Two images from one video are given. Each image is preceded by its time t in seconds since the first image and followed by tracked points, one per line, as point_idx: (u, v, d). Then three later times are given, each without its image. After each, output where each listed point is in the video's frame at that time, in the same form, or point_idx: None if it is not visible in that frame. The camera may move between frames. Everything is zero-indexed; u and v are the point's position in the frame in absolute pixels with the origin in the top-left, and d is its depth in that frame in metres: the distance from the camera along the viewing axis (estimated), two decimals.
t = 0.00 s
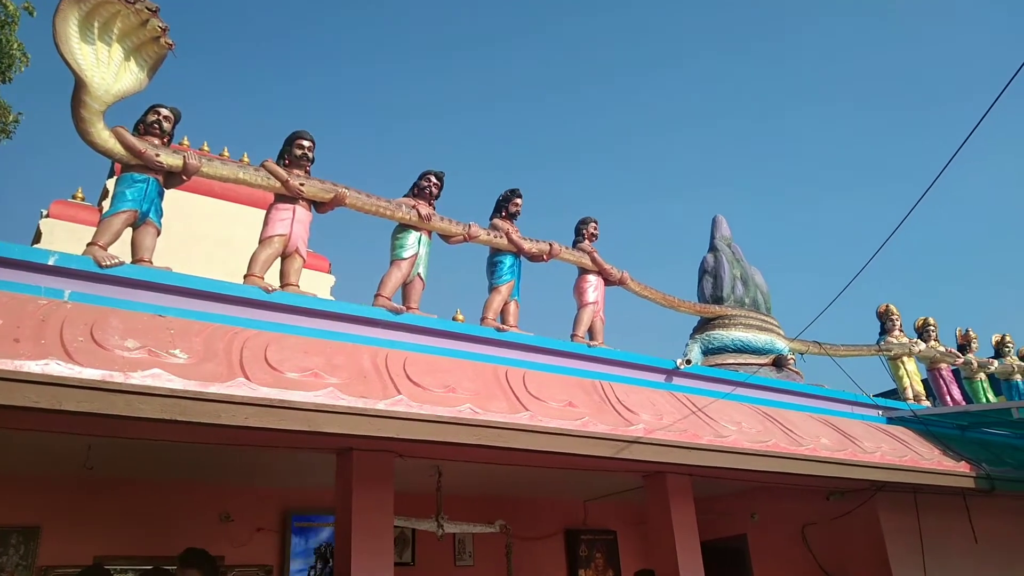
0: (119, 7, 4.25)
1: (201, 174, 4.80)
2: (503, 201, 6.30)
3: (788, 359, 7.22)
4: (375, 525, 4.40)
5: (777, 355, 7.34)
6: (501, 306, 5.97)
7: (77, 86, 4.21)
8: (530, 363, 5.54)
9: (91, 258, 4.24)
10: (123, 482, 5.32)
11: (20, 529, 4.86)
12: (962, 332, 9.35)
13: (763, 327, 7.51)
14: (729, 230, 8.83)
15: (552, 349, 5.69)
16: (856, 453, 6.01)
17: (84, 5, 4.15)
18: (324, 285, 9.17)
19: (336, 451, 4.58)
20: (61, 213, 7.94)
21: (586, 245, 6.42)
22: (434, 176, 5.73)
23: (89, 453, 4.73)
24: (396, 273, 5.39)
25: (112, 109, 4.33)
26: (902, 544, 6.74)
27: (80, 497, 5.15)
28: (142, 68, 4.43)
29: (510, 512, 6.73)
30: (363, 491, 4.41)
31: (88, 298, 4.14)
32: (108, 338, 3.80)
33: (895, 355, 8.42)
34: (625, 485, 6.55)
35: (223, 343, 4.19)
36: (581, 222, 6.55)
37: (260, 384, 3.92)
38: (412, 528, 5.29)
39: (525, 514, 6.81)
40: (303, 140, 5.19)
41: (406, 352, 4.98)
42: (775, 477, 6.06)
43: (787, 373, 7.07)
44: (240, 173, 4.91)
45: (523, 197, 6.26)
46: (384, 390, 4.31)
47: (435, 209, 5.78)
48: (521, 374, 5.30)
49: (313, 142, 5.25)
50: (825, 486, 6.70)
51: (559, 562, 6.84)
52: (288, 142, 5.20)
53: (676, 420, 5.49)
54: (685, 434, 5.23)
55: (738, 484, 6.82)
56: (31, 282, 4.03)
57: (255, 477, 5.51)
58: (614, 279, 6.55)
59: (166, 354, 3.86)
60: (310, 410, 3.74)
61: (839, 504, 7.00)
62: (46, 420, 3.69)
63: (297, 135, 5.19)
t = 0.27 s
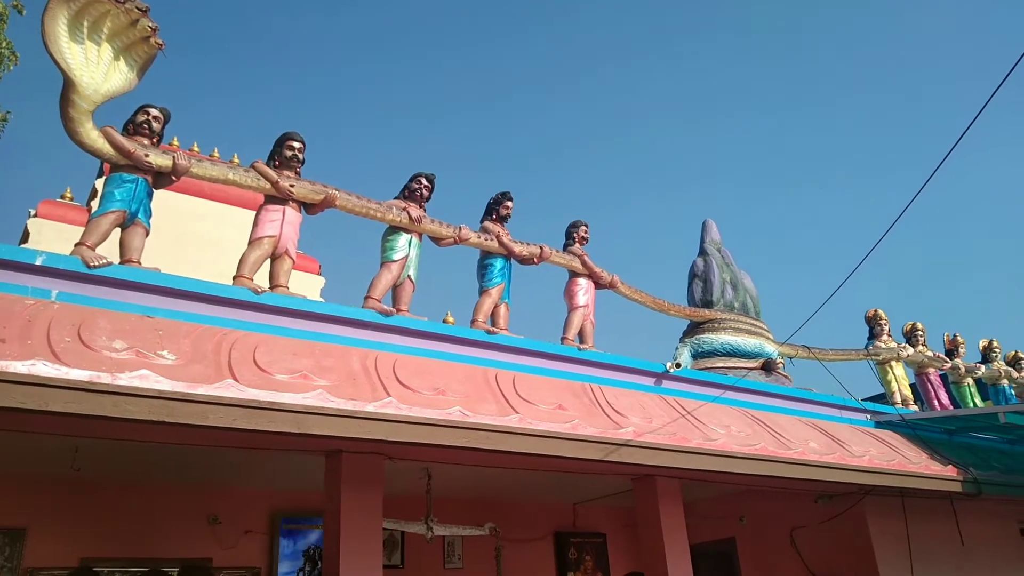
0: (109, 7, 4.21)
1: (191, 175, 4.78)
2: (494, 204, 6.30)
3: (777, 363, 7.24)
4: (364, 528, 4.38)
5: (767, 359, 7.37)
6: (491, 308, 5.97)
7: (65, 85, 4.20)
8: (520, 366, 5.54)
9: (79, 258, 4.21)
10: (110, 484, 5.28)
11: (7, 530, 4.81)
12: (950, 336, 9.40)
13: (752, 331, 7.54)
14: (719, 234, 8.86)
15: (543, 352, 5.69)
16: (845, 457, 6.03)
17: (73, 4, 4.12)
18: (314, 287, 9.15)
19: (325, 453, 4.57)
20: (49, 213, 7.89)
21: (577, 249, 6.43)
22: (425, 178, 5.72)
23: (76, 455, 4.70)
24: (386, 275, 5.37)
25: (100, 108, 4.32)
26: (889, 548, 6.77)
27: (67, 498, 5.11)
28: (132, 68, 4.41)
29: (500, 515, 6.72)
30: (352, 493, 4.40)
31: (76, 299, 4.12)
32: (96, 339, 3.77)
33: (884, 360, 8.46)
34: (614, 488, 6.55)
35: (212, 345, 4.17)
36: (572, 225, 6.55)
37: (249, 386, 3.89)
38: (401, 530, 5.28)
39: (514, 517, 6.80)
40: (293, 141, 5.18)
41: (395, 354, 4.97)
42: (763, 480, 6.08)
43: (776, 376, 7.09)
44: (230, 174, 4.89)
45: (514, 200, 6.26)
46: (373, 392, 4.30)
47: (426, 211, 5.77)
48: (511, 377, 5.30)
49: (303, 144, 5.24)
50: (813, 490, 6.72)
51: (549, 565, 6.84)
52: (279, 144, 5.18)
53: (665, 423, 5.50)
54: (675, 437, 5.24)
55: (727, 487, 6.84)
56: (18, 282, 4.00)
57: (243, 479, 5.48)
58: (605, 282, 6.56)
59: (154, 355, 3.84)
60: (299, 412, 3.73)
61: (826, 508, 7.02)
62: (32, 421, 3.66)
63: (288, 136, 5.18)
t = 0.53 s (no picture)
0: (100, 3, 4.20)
1: (181, 172, 4.76)
2: (487, 203, 6.30)
3: (768, 362, 7.26)
4: (355, 527, 4.37)
5: (758, 359, 7.39)
6: (483, 307, 5.96)
7: (54, 81, 4.14)
8: (512, 365, 5.53)
9: (68, 255, 4.19)
10: (99, 483, 5.25)
11: None
12: (940, 337, 9.45)
13: (743, 330, 7.56)
14: (711, 234, 8.88)
15: (535, 351, 5.69)
16: (835, 457, 6.05)
17: None
18: (305, 285, 9.12)
19: (316, 452, 4.56)
20: (38, 210, 7.85)
21: (569, 248, 6.43)
22: (417, 177, 5.71)
23: (65, 453, 4.67)
24: (377, 274, 5.36)
25: (90, 105, 4.28)
26: (879, 547, 6.80)
27: (55, 497, 5.08)
28: (122, 65, 4.39)
29: (491, 515, 6.72)
30: (343, 492, 4.39)
31: (65, 297, 4.09)
32: (85, 337, 3.75)
33: (874, 360, 8.49)
34: (605, 488, 6.56)
35: (202, 343, 4.15)
36: (564, 224, 6.55)
37: (239, 384, 3.87)
38: (392, 530, 5.27)
39: (506, 516, 6.80)
40: (285, 139, 5.16)
41: (387, 353, 4.96)
42: (754, 480, 6.09)
43: (767, 376, 7.11)
44: (221, 172, 4.87)
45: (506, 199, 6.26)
46: (364, 391, 4.28)
47: (418, 210, 5.76)
48: (503, 376, 5.29)
49: (295, 142, 5.22)
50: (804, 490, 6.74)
51: (540, 564, 6.84)
52: (270, 142, 5.17)
53: (657, 423, 5.50)
54: (666, 436, 5.24)
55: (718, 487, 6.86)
56: (7, 280, 3.98)
57: (232, 478, 5.46)
58: (597, 282, 6.56)
59: (144, 353, 3.82)
60: (289, 411, 3.72)
61: (817, 508, 7.05)
62: (20, 420, 3.64)
63: (279, 134, 5.16)
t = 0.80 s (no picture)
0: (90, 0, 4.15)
1: (172, 170, 4.74)
2: (479, 202, 6.29)
3: (759, 363, 7.28)
4: (345, 527, 4.36)
5: (749, 359, 7.41)
6: (474, 307, 5.96)
7: (44, 79, 4.13)
8: (504, 365, 5.53)
9: (57, 253, 4.16)
10: (88, 482, 5.22)
11: None
12: (929, 338, 9.49)
13: (734, 331, 7.58)
14: (703, 235, 8.89)
15: (526, 351, 5.69)
16: (825, 457, 6.07)
17: None
18: (296, 284, 9.10)
19: (306, 452, 4.54)
20: (28, 208, 7.82)
21: (561, 248, 6.43)
22: (409, 176, 5.70)
23: (54, 453, 4.64)
24: (369, 273, 5.35)
25: (81, 102, 4.26)
26: (869, 547, 6.83)
27: (43, 497, 5.05)
28: (113, 62, 4.36)
29: (482, 515, 6.71)
30: (334, 492, 4.38)
31: (54, 295, 4.07)
32: (74, 335, 3.73)
33: (864, 361, 8.53)
34: (597, 488, 6.56)
35: (192, 342, 4.13)
36: (556, 224, 6.55)
37: (229, 383, 3.85)
38: (383, 529, 5.26)
39: (497, 516, 6.80)
40: (276, 137, 5.15)
41: (378, 353, 4.95)
42: (745, 480, 6.11)
43: (758, 377, 7.13)
44: (212, 170, 4.85)
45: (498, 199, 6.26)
46: (355, 391, 4.27)
47: (410, 209, 5.75)
48: (494, 376, 5.29)
49: (286, 140, 5.21)
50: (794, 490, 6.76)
51: (531, 564, 6.84)
52: (261, 140, 5.15)
53: (648, 423, 5.51)
54: (657, 437, 5.25)
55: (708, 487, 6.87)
56: None
57: (222, 478, 5.44)
58: (588, 282, 6.57)
59: (133, 352, 3.80)
60: (280, 410, 3.70)
61: (808, 507, 7.06)
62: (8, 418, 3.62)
63: (271, 132, 5.14)
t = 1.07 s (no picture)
0: None
1: (170, 169, 4.74)
2: (477, 201, 6.29)
3: (757, 362, 7.29)
4: (343, 525, 4.36)
5: (747, 358, 7.41)
6: (473, 306, 5.95)
7: (41, 76, 4.12)
8: (502, 364, 5.53)
9: (55, 252, 4.15)
10: (87, 481, 5.21)
11: None
12: (928, 337, 9.49)
13: (732, 330, 7.58)
14: (701, 234, 8.89)
15: (525, 351, 5.69)
16: (823, 456, 6.07)
17: None
18: (295, 283, 9.09)
19: (305, 451, 4.54)
20: (26, 206, 7.81)
21: (560, 247, 6.43)
22: (407, 175, 5.70)
23: (52, 451, 4.64)
24: (367, 272, 5.34)
25: (78, 100, 4.24)
26: (867, 547, 6.83)
27: (41, 495, 5.04)
28: (110, 60, 4.35)
29: (480, 514, 6.71)
30: (332, 491, 4.37)
31: (52, 293, 4.06)
32: (72, 334, 3.72)
33: (863, 360, 8.53)
34: (596, 487, 6.56)
35: (190, 341, 4.12)
36: (555, 223, 6.55)
37: (227, 382, 3.85)
38: (381, 528, 5.25)
39: (495, 515, 6.81)
40: (274, 136, 5.14)
41: (376, 352, 4.94)
42: (743, 479, 6.11)
43: (756, 376, 7.13)
44: (210, 168, 4.85)
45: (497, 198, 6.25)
46: (353, 390, 4.26)
47: (408, 208, 5.75)
48: (493, 375, 5.29)
49: (284, 139, 5.20)
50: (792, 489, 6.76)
51: (529, 563, 6.84)
52: (259, 139, 5.14)
53: (646, 422, 5.51)
54: (655, 436, 5.24)
55: (706, 486, 6.87)
56: None
57: (220, 477, 5.44)
58: (587, 281, 6.56)
59: (131, 350, 3.79)
60: (277, 409, 3.70)
61: (806, 506, 7.06)
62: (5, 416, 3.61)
63: (269, 130, 5.14)
